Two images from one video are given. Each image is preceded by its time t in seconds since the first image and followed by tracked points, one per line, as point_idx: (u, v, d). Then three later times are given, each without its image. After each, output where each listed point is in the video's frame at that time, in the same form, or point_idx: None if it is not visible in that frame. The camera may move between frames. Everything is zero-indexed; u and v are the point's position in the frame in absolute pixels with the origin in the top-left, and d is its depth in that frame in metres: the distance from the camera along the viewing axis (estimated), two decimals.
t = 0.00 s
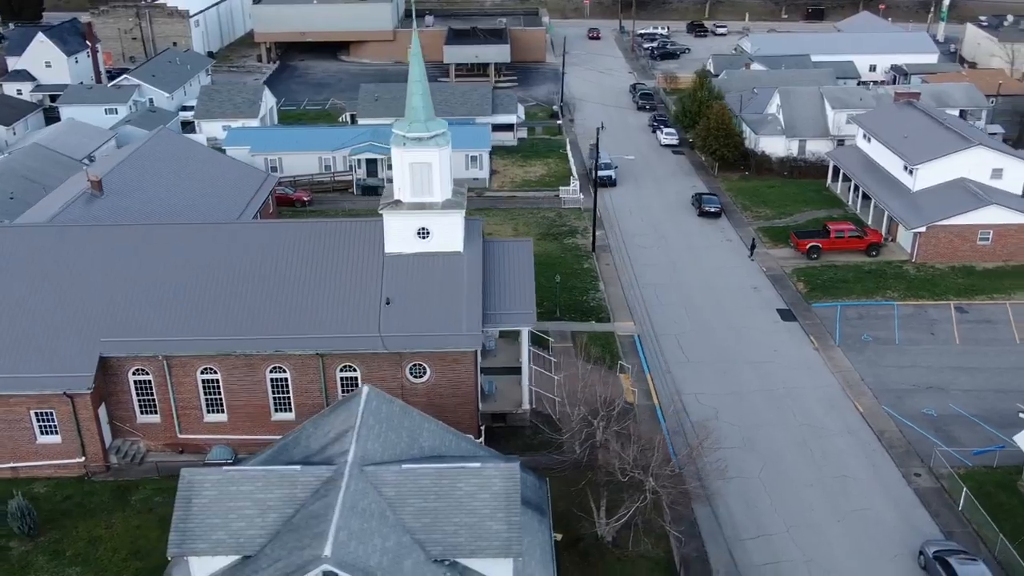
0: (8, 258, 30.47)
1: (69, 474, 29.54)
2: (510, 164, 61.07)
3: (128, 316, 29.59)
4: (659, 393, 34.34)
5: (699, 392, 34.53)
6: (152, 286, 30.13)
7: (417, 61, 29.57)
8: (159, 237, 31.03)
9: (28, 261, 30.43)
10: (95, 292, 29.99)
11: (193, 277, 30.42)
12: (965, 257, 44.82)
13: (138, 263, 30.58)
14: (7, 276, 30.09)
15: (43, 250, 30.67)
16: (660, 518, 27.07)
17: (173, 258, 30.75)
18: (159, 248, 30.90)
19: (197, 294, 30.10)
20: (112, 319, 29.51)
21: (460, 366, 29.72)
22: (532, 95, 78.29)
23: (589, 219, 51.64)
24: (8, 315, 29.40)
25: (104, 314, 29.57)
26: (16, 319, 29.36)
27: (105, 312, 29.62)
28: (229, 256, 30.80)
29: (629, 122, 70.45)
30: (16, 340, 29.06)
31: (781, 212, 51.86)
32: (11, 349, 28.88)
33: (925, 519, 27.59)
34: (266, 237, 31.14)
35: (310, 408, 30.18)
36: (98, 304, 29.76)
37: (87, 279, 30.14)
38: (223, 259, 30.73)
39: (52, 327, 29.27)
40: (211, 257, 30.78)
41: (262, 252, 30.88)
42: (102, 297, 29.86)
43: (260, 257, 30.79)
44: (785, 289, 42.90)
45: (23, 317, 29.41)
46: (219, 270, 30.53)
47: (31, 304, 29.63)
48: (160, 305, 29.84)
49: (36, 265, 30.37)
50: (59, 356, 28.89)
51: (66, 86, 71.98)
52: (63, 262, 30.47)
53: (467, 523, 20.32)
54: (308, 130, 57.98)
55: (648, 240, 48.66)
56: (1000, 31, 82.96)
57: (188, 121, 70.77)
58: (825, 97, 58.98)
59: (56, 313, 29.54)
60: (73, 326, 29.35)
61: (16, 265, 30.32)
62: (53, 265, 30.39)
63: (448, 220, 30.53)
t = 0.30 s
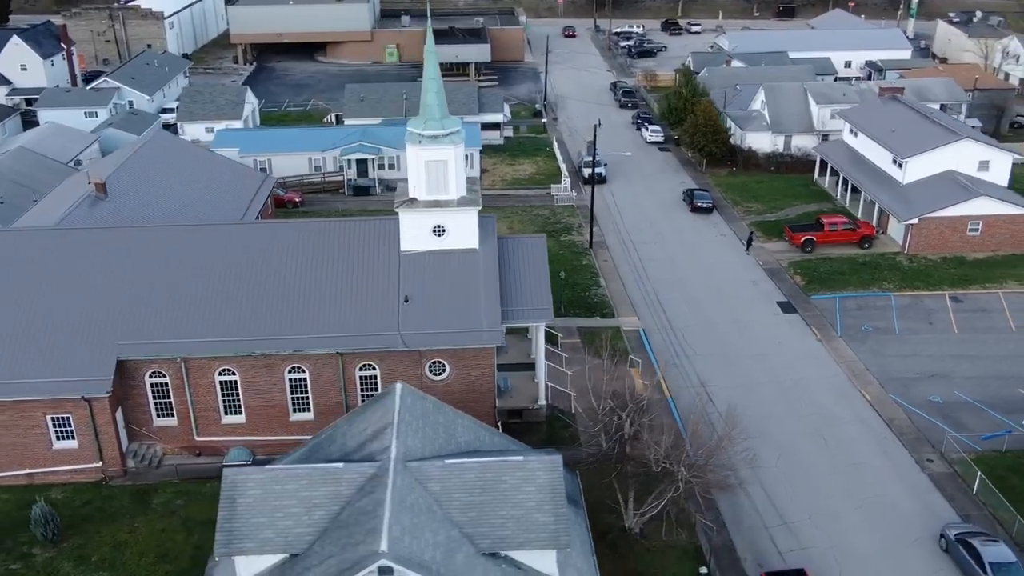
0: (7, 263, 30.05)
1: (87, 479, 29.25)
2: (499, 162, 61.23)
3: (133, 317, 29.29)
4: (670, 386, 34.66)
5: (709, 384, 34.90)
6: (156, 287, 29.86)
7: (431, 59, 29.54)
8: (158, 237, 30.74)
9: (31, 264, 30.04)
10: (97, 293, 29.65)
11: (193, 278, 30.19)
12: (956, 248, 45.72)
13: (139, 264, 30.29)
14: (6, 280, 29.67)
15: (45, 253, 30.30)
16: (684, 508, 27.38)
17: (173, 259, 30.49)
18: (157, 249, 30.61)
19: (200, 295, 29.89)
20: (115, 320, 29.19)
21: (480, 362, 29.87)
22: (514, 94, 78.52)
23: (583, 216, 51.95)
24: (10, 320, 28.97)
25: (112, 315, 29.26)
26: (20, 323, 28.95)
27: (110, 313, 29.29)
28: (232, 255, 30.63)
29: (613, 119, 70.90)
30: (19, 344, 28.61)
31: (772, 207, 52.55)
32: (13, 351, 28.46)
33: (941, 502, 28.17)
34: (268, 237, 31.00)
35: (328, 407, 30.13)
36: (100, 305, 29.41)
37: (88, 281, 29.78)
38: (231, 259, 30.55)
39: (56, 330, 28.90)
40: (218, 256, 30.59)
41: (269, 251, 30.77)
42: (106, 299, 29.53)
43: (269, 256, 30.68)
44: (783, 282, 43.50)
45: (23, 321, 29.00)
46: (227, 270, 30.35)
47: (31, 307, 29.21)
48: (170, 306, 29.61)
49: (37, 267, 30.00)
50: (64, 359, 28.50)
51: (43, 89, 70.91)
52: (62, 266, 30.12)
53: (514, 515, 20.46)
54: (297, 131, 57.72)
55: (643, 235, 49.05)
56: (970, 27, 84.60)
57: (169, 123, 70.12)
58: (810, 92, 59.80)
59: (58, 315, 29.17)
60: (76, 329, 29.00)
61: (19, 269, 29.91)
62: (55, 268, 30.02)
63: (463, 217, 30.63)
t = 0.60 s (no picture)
0: (5, 263, 29.61)
1: (107, 483, 29.03)
2: (488, 160, 61.35)
3: (132, 318, 28.99)
4: (681, 378, 35.00)
5: (720, 376, 35.26)
6: (157, 287, 29.56)
7: (448, 55, 29.45)
8: (159, 238, 30.39)
9: (32, 265, 29.62)
10: (98, 294, 29.30)
11: (193, 279, 29.92)
12: (948, 239, 46.61)
13: (140, 263, 29.95)
14: (6, 282, 29.24)
15: (48, 254, 29.88)
16: (709, 497, 27.64)
17: (174, 259, 30.18)
18: (158, 249, 30.26)
19: (199, 295, 29.65)
20: (113, 320, 28.87)
21: (501, 357, 29.99)
22: (497, 92, 78.64)
23: (578, 212, 52.21)
24: (9, 321, 28.59)
25: (121, 317, 28.97)
26: (22, 325, 28.57)
27: (112, 314, 28.97)
28: (234, 254, 30.41)
29: (599, 116, 71.28)
30: (14, 346, 28.24)
31: (764, 201, 53.19)
32: (13, 351, 28.15)
33: (957, 485, 28.80)
34: (276, 236, 30.80)
35: (349, 405, 30.09)
36: (102, 306, 29.06)
37: (88, 282, 29.42)
38: (240, 258, 30.35)
39: (61, 331, 28.55)
40: (225, 256, 30.37)
41: (275, 251, 30.58)
42: (106, 300, 29.17)
43: (277, 256, 30.50)
44: (782, 275, 44.07)
45: (21, 322, 28.61)
46: (237, 269, 30.17)
47: (30, 308, 28.84)
48: (179, 306, 29.37)
49: (39, 268, 29.56)
50: (64, 361, 28.17)
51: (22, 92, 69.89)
52: (61, 266, 29.71)
53: (562, 506, 20.67)
54: (287, 131, 57.42)
55: (639, 231, 49.39)
56: (942, 23, 86.13)
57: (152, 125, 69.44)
58: (795, 88, 60.55)
59: (57, 316, 28.81)
60: (76, 330, 28.64)
61: (25, 271, 29.50)
62: (56, 269, 29.63)
63: (480, 213, 30.73)
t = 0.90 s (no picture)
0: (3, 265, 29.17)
1: (131, 486, 28.84)
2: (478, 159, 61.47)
3: (130, 317, 28.75)
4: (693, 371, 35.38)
5: (731, 368, 35.67)
6: (157, 287, 29.31)
7: (466, 53, 29.53)
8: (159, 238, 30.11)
9: (34, 266, 29.24)
10: (98, 294, 29.02)
11: (193, 279, 29.70)
12: (939, 230, 47.45)
13: (141, 263, 29.70)
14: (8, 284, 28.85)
15: (49, 255, 29.47)
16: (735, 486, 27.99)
17: (175, 259, 29.92)
18: (161, 249, 30.01)
19: (199, 294, 29.48)
20: (113, 320, 28.63)
21: (524, 353, 30.24)
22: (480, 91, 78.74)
23: (573, 209, 52.48)
24: (9, 321, 28.29)
25: (131, 318, 28.76)
26: (20, 325, 28.28)
27: (112, 314, 28.72)
28: (238, 253, 30.23)
29: (584, 114, 71.65)
30: (14, 347, 27.97)
31: (755, 195, 53.84)
32: (11, 353, 27.85)
33: (972, 470, 29.46)
34: (292, 236, 30.72)
35: (372, 403, 30.13)
36: (103, 306, 28.79)
37: (88, 281, 29.13)
38: (252, 259, 30.23)
39: (65, 333, 28.28)
40: (237, 257, 30.21)
41: (286, 250, 30.48)
42: (106, 300, 28.91)
43: (288, 256, 30.41)
44: (780, 268, 44.68)
45: (19, 322, 28.29)
46: (250, 270, 30.05)
47: (31, 309, 28.50)
48: (192, 308, 29.22)
49: (41, 268, 29.22)
50: (69, 363, 27.89)
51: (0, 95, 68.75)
52: (61, 266, 29.38)
53: (610, 497, 20.89)
54: (277, 132, 57.16)
55: (635, 227, 49.74)
56: (915, 20, 87.52)
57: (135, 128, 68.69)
58: (781, 84, 61.31)
59: (56, 318, 28.50)
60: (75, 332, 28.36)
61: (39, 274, 29.14)
62: (56, 269, 29.28)
63: (499, 210, 30.89)
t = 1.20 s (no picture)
0: (7, 269, 28.78)
1: (156, 489, 28.69)
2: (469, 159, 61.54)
3: (131, 318, 28.51)
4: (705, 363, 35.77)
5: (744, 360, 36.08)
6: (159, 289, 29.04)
7: (486, 51, 29.70)
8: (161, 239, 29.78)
9: (40, 268, 28.89)
10: (98, 295, 28.75)
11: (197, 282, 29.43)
12: (931, 222, 48.39)
13: (141, 264, 29.46)
14: (10, 287, 28.49)
15: (48, 256, 29.06)
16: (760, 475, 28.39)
17: (175, 259, 29.66)
18: (162, 249, 29.69)
19: (199, 295, 29.22)
20: (113, 320, 28.39)
21: (547, 349, 30.43)
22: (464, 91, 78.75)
23: (569, 207, 52.75)
24: (10, 321, 27.97)
25: (144, 319, 28.57)
26: (22, 324, 27.98)
27: (114, 314, 28.48)
28: (241, 256, 30.01)
29: (570, 112, 71.94)
30: (15, 347, 27.66)
31: (748, 191, 54.50)
32: (14, 354, 27.52)
33: (988, 454, 30.14)
34: (310, 236, 30.65)
35: (397, 400, 30.16)
36: (103, 308, 28.53)
37: (88, 282, 28.85)
38: (269, 259, 30.16)
39: (77, 337, 28.02)
40: (253, 257, 30.10)
41: (303, 250, 30.42)
42: (107, 301, 28.64)
43: (306, 255, 30.36)
44: (780, 262, 45.28)
45: (19, 322, 27.98)
46: (265, 270, 29.96)
47: (37, 311, 28.21)
48: (210, 309, 29.07)
49: (48, 270, 28.93)
50: (85, 366, 27.63)
51: None
52: (61, 265, 29.04)
53: (660, 487, 21.17)
54: (268, 133, 56.83)
55: (632, 223, 50.07)
56: (889, 17, 88.70)
57: (118, 131, 67.89)
58: (768, 81, 62.01)
59: (54, 320, 28.20)
60: (70, 335, 28.03)
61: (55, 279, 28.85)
62: (56, 269, 28.94)
63: (519, 208, 31.06)
